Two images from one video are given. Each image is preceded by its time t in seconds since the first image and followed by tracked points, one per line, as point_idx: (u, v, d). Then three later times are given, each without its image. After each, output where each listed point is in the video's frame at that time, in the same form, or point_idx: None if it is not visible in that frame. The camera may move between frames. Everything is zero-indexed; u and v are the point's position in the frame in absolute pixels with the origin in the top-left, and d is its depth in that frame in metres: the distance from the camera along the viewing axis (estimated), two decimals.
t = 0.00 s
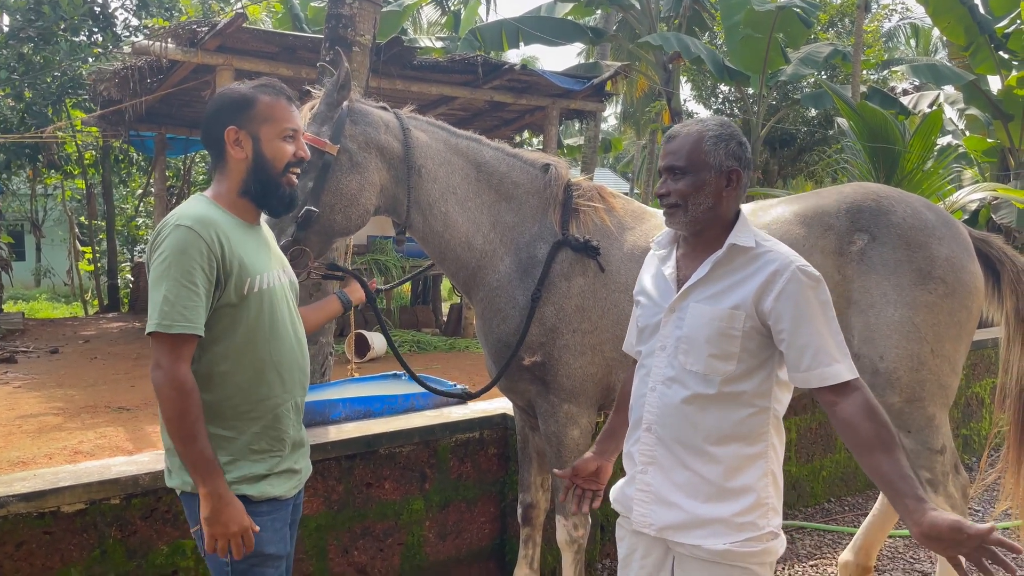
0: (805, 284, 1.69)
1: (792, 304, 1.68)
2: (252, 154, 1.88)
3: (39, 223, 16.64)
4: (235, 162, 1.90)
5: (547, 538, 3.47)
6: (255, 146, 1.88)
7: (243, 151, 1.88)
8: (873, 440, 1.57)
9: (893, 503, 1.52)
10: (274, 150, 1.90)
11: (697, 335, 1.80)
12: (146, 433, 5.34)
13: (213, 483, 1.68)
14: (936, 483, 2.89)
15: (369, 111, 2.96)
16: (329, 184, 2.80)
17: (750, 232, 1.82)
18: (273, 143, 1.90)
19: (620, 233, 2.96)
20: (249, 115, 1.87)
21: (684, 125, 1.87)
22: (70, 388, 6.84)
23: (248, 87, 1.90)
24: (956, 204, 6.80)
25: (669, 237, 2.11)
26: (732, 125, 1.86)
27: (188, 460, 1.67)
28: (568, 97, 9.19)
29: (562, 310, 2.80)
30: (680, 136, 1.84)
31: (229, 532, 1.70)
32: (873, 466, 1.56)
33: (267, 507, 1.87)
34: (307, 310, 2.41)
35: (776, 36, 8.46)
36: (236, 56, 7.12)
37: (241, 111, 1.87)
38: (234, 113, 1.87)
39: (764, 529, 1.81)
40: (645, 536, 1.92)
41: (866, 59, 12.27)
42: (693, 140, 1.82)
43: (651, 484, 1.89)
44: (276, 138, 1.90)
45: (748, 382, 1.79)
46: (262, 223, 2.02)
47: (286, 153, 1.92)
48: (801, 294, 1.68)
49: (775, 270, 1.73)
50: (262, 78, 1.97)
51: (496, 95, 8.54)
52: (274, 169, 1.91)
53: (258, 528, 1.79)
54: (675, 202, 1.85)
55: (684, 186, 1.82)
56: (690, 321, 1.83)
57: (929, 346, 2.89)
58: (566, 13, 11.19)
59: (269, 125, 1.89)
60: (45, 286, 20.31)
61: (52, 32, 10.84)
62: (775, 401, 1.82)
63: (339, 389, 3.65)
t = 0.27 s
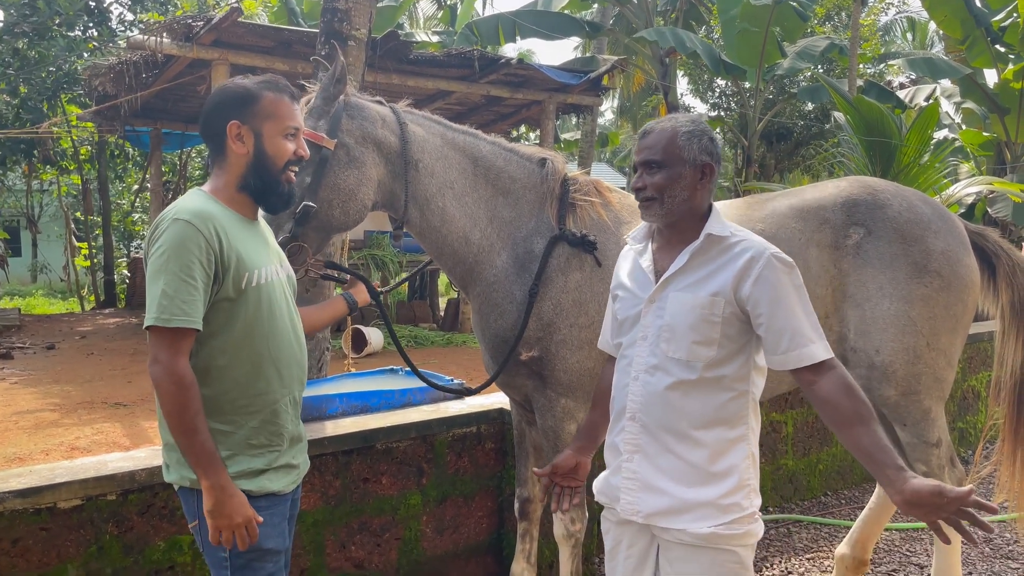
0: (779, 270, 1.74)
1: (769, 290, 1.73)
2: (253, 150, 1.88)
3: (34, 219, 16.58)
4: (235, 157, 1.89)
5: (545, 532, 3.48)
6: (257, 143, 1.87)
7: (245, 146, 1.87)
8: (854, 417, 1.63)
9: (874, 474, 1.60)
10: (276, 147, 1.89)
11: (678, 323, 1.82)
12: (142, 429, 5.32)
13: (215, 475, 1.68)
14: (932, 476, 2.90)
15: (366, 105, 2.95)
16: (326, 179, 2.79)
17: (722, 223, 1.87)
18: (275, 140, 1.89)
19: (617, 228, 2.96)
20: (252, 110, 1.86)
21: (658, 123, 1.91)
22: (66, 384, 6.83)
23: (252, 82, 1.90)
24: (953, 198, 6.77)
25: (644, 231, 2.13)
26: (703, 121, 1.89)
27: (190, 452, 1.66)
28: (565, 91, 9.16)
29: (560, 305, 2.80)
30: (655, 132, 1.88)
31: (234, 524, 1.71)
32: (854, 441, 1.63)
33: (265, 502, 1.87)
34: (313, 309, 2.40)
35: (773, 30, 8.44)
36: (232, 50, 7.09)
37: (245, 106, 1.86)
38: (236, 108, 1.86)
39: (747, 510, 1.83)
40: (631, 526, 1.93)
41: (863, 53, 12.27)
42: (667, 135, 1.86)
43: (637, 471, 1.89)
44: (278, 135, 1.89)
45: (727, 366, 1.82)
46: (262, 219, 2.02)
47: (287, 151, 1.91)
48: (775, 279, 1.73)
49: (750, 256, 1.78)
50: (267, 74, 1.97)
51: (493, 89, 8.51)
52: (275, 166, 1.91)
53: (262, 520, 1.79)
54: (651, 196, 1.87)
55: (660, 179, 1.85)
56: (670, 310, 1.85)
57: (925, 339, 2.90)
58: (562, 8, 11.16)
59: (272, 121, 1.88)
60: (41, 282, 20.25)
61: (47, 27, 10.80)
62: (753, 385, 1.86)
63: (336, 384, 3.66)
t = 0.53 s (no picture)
0: (757, 260, 1.76)
1: (748, 279, 1.75)
2: (251, 146, 1.87)
3: (30, 214, 16.53)
4: (230, 152, 1.89)
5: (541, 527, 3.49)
6: (253, 138, 1.87)
7: (240, 140, 1.87)
8: (834, 395, 1.66)
9: (859, 452, 1.61)
10: (271, 141, 1.89)
11: (662, 313, 1.83)
12: (139, 424, 5.33)
13: (202, 472, 1.68)
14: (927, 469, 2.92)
15: (362, 99, 2.95)
16: (323, 174, 2.79)
17: (698, 216, 1.88)
18: (270, 135, 1.88)
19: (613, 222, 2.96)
20: (248, 105, 1.85)
21: (634, 120, 1.91)
22: (63, 380, 6.82)
23: (247, 76, 1.88)
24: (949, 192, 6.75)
25: (622, 228, 2.13)
26: (678, 118, 1.91)
27: (179, 448, 1.66)
28: (561, 86, 9.14)
29: (556, 299, 2.80)
30: (632, 129, 1.88)
31: (218, 522, 1.70)
32: (835, 420, 1.65)
33: (262, 497, 1.86)
34: (313, 302, 2.40)
35: (769, 24, 8.43)
36: (227, 45, 7.06)
37: (239, 101, 1.85)
38: (230, 102, 1.85)
39: (734, 494, 1.85)
40: (623, 516, 1.93)
41: (860, 47, 12.27)
42: (644, 133, 1.87)
43: (627, 461, 1.89)
44: (273, 130, 1.89)
45: (710, 354, 1.83)
46: (258, 214, 2.01)
47: (283, 146, 1.91)
48: (755, 268, 1.75)
49: (728, 245, 1.79)
50: (263, 68, 1.95)
51: (489, 83, 8.50)
52: (272, 161, 1.90)
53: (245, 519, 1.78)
54: (631, 191, 1.87)
55: (639, 175, 1.86)
56: (653, 301, 1.85)
57: (920, 332, 2.90)
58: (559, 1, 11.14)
59: (267, 116, 1.87)
60: (37, 278, 20.20)
61: (42, 22, 10.77)
62: (735, 370, 1.88)
63: (332, 378, 3.65)
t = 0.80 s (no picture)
0: (752, 250, 1.77)
1: (742, 269, 1.76)
2: (229, 138, 1.86)
3: (26, 209, 16.48)
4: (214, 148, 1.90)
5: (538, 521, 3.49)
6: (225, 132, 1.86)
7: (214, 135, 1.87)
8: (833, 377, 1.67)
9: (862, 433, 1.62)
10: (249, 133, 1.86)
11: (658, 305, 1.83)
12: (136, 419, 5.32)
13: (202, 463, 1.68)
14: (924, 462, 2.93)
15: (358, 93, 2.94)
16: (320, 168, 2.78)
17: (688, 208, 1.89)
18: (240, 125, 1.86)
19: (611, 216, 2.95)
20: (221, 98, 1.85)
21: (626, 114, 1.90)
22: (60, 376, 6.80)
23: (222, 71, 1.88)
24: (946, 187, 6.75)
25: (613, 222, 2.12)
26: (668, 112, 1.91)
27: (178, 439, 1.66)
28: (559, 80, 9.12)
29: (553, 294, 2.80)
30: (624, 123, 1.88)
31: (217, 514, 1.69)
32: (835, 402, 1.66)
33: (261, 491, 1.86)
34: (312, 296, 2.38)
35: (767, 18, 8.40)
36: (223, 39, 7.03)
37: (217, 94, 1.85)
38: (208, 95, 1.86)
39: (730, 483, 1.85)
40: (618, 509, 1.93)
41: (858, 41, 12.25)
42: (637, 127, 1.86)
43: (625, 454, 1.88)
44: (248, 122, 1.86)
45: (705, 345, 1.84)
46: (254, 209, 2.01)
47: (254, 135, 1.87)
48: (749, 258, 1.77)
49: (721, 236, 1.80)
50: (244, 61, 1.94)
51: (486, 78, 8.47)
52: (245, 151, 1.87)
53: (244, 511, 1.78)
54: (625, 185, 1.87)
55: (632, 168, 1.85)
56: (649, 294, 1.85)
57: (917, 326, 2.90)
58: None
59: (236, 108, 1.85)
60: (34, 274, 20.16)
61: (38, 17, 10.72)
62: (729, 360, 1.89)
63: (330, 374, 3.65)
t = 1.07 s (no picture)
0: (759, 248, 1.77)
1: (750, 265, 1.76)
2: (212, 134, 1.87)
3: (24, 205, 16.46)
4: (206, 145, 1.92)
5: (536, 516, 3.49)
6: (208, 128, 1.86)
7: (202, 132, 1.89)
8: (835, 381, 1.67)
9: (861, 438, 1.62)
10: (226, 126, 1.85)
11: (662, 301, 1.83)
12: (134, 415, 5.32)
13: (201, 456, 1.67)
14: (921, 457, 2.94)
15: (355, 88, 2.93)
16: (317, 164, 2.77)
17: (699, 204, 1.89)
18: (220, 120, 1.85)
19: (608, 212, 2.95)
20: (205, 95, 1.86)
21: (641, 104, 1.91)
22: (58, 372, 6.80)
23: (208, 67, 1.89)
24: (944, 182, 6.76)
25: (622, 216, 2.13)
26: (682, 107, 1.92)
27: (174, 436, 1.66)
28: (557, 75, 9.09)
29: (551, 289, 2.79)
30: (637, 114, 1.89)
31: (221, 503, 1.70)
32: (838, 406, 1.66)
33: (258, 487, 1.86)
34: (312, 292, 2.38)
35: (766, 13, 8.39)
36: (220, 35, 7.01)
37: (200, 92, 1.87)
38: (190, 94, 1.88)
39: (731, 482, 1.86)
40: (620, 506, 1.94)
41: (856, 36, 12.23)
42: (651, 118, 1.87)
43: (626, 450, 1.89)
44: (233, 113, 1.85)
45: (710, 342, 1.84)
46: (253, 206, 2.01)
47: (233, 128, 1.85)
48: (756, 257, 1.76)
49: (730, 233, 1.80)
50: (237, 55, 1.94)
51: (484, 73, 8.45)
52: (226, 146, 1.86)
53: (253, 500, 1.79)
54: (636, 177, 1.88)
55: (644, 160, 1.86)
56: (653, 289, 1.85)
57: (915, 321, 2.90)
58: None
59: (215, 103, 1.85)
60: (32, 270, 20.15)
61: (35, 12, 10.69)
62: (733, 359, 1.89)
63: (327, 369, 3.65)
